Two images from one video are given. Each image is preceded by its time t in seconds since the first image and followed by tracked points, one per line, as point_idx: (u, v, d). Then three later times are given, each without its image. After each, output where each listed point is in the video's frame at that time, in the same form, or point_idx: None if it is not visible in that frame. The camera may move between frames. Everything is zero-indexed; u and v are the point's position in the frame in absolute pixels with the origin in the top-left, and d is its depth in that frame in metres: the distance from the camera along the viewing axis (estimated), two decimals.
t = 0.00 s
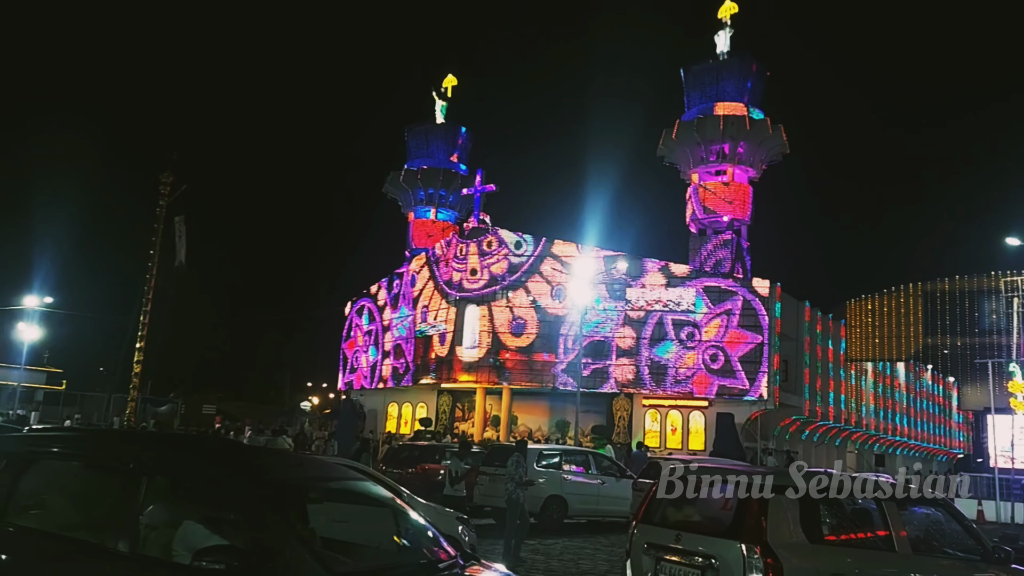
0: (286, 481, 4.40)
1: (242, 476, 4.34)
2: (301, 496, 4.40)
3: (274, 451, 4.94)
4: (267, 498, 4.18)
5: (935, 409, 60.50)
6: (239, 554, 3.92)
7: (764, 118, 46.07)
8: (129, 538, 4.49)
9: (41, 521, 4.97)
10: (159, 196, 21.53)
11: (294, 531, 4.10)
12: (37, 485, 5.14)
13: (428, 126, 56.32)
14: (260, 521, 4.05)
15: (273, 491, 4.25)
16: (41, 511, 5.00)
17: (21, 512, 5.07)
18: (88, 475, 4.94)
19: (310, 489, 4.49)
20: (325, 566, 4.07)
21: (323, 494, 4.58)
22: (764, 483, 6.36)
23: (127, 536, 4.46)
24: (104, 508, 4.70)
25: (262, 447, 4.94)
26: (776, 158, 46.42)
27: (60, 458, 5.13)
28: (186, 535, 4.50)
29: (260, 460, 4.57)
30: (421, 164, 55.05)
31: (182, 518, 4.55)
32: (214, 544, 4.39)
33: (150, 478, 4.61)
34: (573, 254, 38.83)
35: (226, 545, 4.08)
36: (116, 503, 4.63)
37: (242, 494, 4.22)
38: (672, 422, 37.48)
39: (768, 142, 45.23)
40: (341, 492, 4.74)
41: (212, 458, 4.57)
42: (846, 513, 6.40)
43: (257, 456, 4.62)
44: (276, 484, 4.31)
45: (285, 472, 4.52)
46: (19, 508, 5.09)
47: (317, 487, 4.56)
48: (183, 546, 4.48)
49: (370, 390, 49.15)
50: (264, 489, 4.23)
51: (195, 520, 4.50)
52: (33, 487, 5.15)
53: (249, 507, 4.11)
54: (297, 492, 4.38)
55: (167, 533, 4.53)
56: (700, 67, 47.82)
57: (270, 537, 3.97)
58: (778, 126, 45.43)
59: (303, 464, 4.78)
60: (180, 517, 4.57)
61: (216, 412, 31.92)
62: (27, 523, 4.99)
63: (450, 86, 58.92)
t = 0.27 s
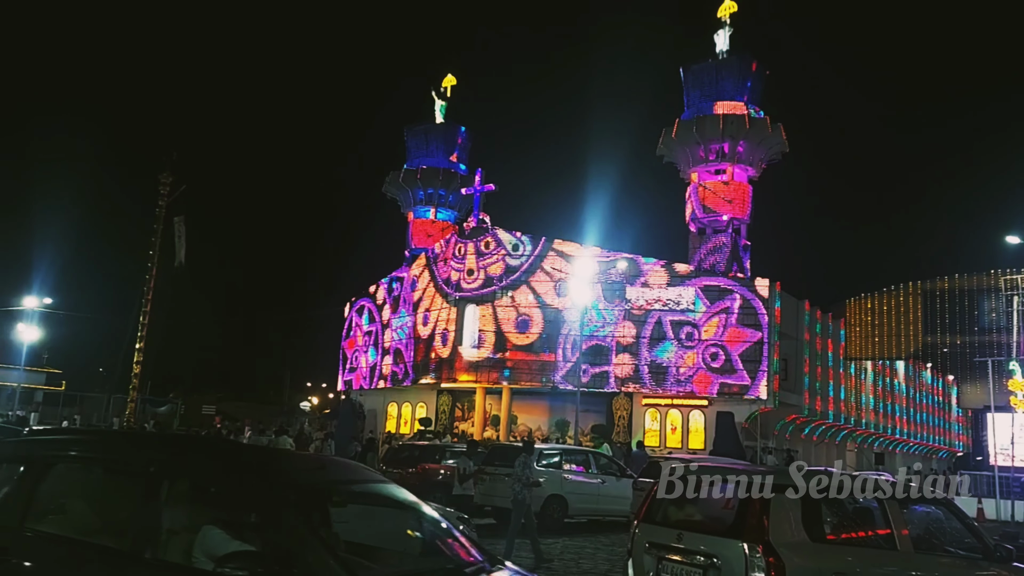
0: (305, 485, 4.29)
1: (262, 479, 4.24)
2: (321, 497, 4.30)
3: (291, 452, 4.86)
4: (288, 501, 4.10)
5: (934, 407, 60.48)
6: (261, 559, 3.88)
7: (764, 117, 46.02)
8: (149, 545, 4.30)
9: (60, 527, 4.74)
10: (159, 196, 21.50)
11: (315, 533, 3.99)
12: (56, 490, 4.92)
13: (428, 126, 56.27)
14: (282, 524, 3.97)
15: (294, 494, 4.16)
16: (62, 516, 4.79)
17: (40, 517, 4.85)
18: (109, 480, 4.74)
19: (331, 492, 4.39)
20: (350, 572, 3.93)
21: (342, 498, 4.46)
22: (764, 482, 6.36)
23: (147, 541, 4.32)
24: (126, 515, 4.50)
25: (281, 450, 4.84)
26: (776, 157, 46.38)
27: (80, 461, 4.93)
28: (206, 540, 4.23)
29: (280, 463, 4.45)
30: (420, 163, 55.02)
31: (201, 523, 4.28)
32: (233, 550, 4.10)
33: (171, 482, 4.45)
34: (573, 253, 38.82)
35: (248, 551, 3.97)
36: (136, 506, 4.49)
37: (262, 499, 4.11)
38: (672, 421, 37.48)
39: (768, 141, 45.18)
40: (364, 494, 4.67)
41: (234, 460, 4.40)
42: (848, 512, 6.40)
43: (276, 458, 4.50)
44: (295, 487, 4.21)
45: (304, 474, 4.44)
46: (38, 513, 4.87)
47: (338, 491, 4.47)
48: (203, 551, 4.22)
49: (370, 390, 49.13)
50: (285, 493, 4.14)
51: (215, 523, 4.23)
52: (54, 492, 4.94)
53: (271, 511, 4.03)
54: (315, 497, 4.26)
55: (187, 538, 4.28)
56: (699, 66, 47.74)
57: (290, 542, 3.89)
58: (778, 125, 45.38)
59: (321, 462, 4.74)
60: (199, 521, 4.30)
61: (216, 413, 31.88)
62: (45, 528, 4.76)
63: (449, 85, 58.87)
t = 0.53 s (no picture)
0: (333, 489, 4.26)
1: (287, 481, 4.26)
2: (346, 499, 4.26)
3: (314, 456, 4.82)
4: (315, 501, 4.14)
5: (934, 406, 60.55)
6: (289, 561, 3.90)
7: (764, 116, 46.02)
8: (177, 549, 4.29)
9: (86, 531, 4.67)
10: (160, 197, 21.51)
11: (340, 535, 4.05)
12: (82, 492, 4.84)
13: (428, 126, 56.30)
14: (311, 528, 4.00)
15: (320, 499, 4.16)
16: (87, 520, 4.71)
17: (65, 520, 4.77)
18: (136, 484, 4.68)
19: (358, 495, 4.36)
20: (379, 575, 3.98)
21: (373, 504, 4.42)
22: (765, 481, 6.37)
23: (176, 546, 4.30)
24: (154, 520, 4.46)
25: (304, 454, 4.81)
26: (776, 156, 46.39)
27: (106, 464, 4.85)
28: (230, 545, 4.24)
29: (305, 467, 4.46)
30: (420, 164, 55.05)
31: (228, 526, 4.29)
32: (259, 556, 4.10)
33: (198, 486, 4.43)
34: (574, 253, 38.71)
35: (274, 554, 4.00)
36: (163, 509, 4.47)
37: (290, 503, 4.12)
38: (673, 421, 37.54)
39: (767, 141, 45.19)
40: (394, 499, 4.60)
41: (260, 464, 4.42)
42: (850, 512, 6.40)
43: (300, 462, 4.53)
44: (323, 492, 4.21)
45: (330, 478, 4.40)
46: (63, 516, 4.79)
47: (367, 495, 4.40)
48: (227, 557, 4.22)
49: (371, 390, 49.15)
50: (313, 496, 4.15)
51: (242, 528, 4.24)
52: (80, 495, 4.85)
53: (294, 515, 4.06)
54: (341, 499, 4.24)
55: (212, 543, 4.27)
56: (698, 66, 47.75)
57: (319, 547, 3.92)
58: (778, 125, 45.37)
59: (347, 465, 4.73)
60: (227, 525, 4.29)
61: (217, 414, 31.92)
62: (71, 532, 4.69)
63: (449, 86, 58.89)
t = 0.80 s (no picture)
0: (361, 490, 4.10)
1: (315, 483, 4.07)
2: (373, 502, 4.12)
3: (339, 457, 4.71)
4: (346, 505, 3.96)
5: (934, 405, 60.56)
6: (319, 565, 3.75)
7: (764, 115, 46.00)
8: (206, 554, 4.15)
9: (110, 534, 4.62)
10: (159, 199, 21.48)
11: (371, 536, 3.85)
12: (106, 495, 4.80)
13: (427, 126, 56.30)
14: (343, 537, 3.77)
15: (350, 503, 3.98)
16: (112, 524, 4.66)
17: (89, 524, 4.73)
18: (160, 486, 4.61)
19: (385, 498, 4.21)
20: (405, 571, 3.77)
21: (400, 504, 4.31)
22: (765, 482, 6.35)
23: (203, 550, 4.17)
24: (178, 524, 4.37)
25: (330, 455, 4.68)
26: (776, 155, 46.37)
27: (128, 466, 4.79)
28: (257, 549, 4.12)
29: (332, 468, 4.30)
30: (420, 164, 55.06)
31: (254, 530, 4.15)
32: (288, 559, 3.97)
33: (224, 489, 4.29)
34: (574, 253, 38.74)
35: (302, 560, 3.84)
36: (190, 518, 4.34)
37: (320, 504, 3.91)
38: (674, 421, 37.52)
39: (767, 140, 45.18)
40: (420, 500, 4.43)
41: (288, 464, 4.24)
42: (854, 512, 6.38)
43: (326, 463, 4.38)
44: (354, 496, 4.03)
45: (357, 479, 4.23)
46: (88, 519, 4.76)
47: (396, 496, 4.27)
48: (253, 562, 4.10)
49: (370, 390, 49.17)
50: (344, 501, 3.97)
51: (268, 531, 4.11)
52: (103, 498, 4.81)
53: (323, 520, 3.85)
54: (368, 502, 4.09)
55: (239, 548, 4.13)
56: (698, 65, 47.76)
57: (350, 549, 3.73)
58: (778, 123, 45.35)
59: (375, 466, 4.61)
60: (252, 529, 4.16)
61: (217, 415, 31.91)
62: (95, 535, 4.65)
63: (449, 86, 58.89)
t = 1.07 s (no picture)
0: (395, 495, 4.04)
1: (348, 486, 4.01)
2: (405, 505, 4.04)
3: (369, 459, 4.67)
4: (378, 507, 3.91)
5: (935, 403, 60.53)
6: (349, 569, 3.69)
7: (765, 114, 45.93)
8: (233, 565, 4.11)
9: (139, 540, 4.59)
10: (160, 198, 21.45)
11: (406, 542, 3.77)
12: (135, 498, 4.74)
13: (428, 126, 56.27)
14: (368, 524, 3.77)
15: (383, 508, 3.92)
16: (141, 527, 4.63)
17: (116, 528, 4.64)
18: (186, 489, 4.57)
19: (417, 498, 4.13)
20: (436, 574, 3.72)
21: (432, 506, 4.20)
22: (765, 483, 6.33)
23: (233, 555, 4.14)
24: (209, 529, 4.31)
25: (361, 458, 4.64)
26: (777, 154, 46.29)
27: (155, 470, 4.72)
28: (286, 556, 4.11)
29: (367, 475, 4.23)
30: (421, 163, 55.03)
31: (283, 537, 4.14)
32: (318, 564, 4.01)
33: (253, 492, 4.21)
34: (575, 253, 38.68)
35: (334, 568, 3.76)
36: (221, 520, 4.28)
37: (349, 508, 3.86)
38: (675, 420, 37.52)
39: (768, 138, 45.13)
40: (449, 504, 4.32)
41: (319, 470, 4.17)
42: (856, 513, 6.39)
43: (360, 467, 4.36)
44: (386, 500, 3.97)
45: (390, 484, 4.17)
46: (114, 523, 4.66)
47: (430, 500, 4.20)
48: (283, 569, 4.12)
49: (371, 390, 49.19)
50: (376, 504, 3.90)
51: (298, 537, 4.10)
52: (133, 503, 4.74)
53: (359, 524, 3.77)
54: (401, 502, 4.04)
55: (269, 554, 4.13)
56: (699, 64, 47.70)
57: (386, 556, 3.64)
58: (779, 122, 45.27)
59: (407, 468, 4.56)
60: (281, 536, 4.14)
61: (219, 415, 31.90)
62: (124, 539, 4.59)
63: (449, 85, 58.85)
